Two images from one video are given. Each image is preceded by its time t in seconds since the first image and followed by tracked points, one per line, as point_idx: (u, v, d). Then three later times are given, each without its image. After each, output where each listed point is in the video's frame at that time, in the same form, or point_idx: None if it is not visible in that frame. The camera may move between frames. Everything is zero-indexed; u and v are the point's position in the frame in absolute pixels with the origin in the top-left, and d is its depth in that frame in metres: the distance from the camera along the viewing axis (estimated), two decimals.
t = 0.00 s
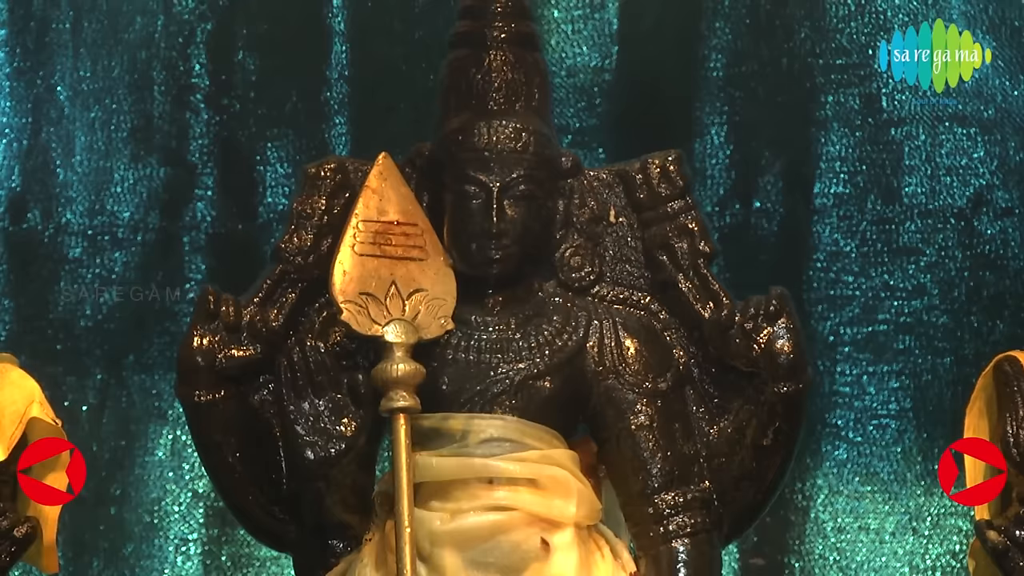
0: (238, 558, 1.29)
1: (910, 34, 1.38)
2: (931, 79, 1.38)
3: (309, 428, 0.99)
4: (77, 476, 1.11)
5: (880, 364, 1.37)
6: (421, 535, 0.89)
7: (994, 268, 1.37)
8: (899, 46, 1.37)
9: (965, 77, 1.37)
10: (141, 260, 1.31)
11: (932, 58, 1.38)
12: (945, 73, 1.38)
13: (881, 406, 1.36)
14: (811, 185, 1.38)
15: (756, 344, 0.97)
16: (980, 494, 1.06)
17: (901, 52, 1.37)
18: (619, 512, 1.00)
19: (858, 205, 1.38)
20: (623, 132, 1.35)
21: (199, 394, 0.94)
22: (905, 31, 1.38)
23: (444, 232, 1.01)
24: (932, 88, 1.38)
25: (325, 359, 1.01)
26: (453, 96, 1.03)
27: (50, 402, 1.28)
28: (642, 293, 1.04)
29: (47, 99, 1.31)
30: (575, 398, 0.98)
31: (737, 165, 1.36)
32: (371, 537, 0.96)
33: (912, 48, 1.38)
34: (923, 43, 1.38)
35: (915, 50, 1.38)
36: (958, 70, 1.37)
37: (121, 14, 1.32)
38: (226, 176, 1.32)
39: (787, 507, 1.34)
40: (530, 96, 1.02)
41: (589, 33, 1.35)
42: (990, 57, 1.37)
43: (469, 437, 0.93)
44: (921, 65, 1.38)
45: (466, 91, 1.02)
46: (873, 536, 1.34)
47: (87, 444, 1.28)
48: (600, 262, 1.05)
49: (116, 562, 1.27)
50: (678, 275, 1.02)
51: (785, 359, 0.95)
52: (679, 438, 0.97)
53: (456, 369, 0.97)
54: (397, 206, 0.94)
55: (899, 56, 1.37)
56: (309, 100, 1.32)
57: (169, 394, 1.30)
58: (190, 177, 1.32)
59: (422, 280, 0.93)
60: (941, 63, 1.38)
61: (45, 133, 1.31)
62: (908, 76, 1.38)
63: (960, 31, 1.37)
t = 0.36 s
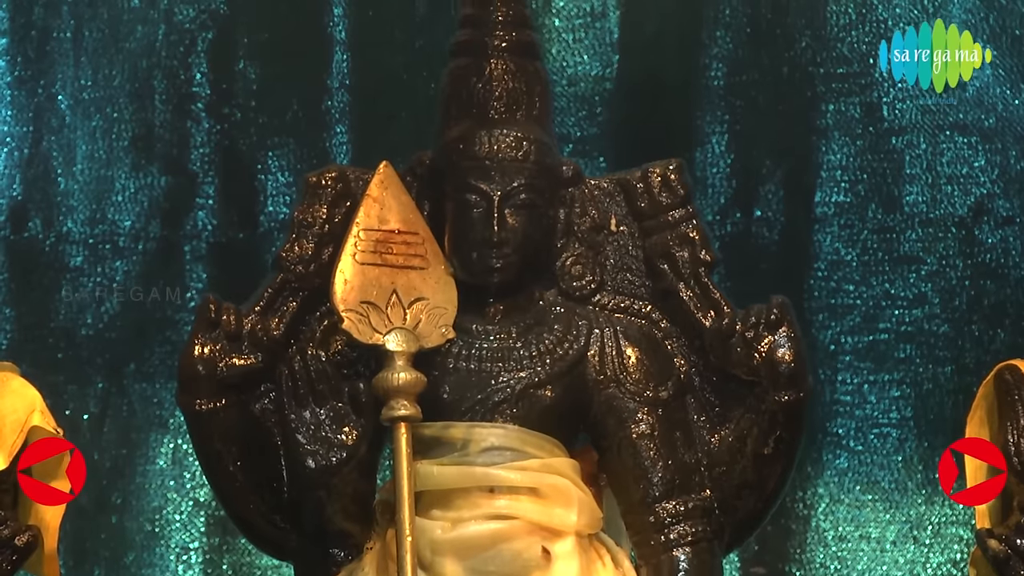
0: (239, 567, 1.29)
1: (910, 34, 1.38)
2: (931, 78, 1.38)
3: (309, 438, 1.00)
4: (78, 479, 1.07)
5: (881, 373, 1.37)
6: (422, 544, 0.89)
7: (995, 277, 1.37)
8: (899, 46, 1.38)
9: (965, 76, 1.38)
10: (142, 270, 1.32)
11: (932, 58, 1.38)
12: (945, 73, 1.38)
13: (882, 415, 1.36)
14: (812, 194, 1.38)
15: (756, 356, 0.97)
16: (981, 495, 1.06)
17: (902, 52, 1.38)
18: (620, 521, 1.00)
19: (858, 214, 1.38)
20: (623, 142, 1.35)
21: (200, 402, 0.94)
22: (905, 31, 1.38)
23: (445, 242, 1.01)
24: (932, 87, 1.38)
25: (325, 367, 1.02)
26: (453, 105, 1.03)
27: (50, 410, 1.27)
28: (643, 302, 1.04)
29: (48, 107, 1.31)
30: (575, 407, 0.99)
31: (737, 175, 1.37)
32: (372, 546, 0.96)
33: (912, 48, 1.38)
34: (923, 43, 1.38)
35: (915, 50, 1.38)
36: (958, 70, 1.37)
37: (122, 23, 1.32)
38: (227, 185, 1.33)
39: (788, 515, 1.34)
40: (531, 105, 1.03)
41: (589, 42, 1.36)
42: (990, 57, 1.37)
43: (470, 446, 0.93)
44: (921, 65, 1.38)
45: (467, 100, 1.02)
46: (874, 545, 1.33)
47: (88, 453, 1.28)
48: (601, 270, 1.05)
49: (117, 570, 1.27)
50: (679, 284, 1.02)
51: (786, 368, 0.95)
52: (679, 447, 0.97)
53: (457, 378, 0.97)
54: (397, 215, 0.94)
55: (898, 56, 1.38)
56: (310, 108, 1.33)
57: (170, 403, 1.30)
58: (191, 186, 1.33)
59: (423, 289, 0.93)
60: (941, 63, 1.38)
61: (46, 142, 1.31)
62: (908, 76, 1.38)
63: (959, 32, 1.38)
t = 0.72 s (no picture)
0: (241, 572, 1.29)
1: (910, 34, 1.38)
2: (930, 79, 1.39)
3: (311, 442, 0.99)
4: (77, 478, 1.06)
5: (884, 378, 1.37)
6: (424, 549, 0.89)
7: (996, 283, 1.37)
8: (899, 46, 1.38)
9: (966, 76, 1.38)
10: (144, 275, 1.31)
11: (932, 58, 1.39)
12: (945, 73, 1.38)
13: (885, 420, 1.36)
14: (814, 200, 1.38)
15: (760, 361, 0.96)
16: (981, 494, 1.05)
17: (902, 52, 1.38)
18: (622, 526, 1.01)
19: (861, 220, 1.38)
20: (625, 148, 1.36)
21: (202, 408, 0.94)
22: (905, 31, 1.38)
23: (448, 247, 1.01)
24: (932, 87, 1.39)
25: (326, 372, 1.02)
26: (456, 110, 1.03)
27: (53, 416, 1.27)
28: (645, 307, 1.05)
29: (50, 113, 1.32)
30: (577, 412, 0.98)
31: (739, 180, 1.37)
32: (374, 551, 0.97)
33: (911, 48, 1.38)
34: (923, 43, 1.39)
35: (915, 51, 1.38)
36: (958, 70, 1.38)
37: (124, 28, 1.33)
38: (229, 191, 1.33)
39: (790, 521, 1.34)
40: (533, 111, 1.03)
41: (592, 48, 1.36)
42: (990, 57, 1.38)
43: (472, 451, 0.93)
44: (921, 66, 1.38)
45: (471, 105, 1.02)
46: (877, 550, 1.33)
47: (90, 459, 1.28)
48: (604, 276, 1.06)
49: None
50: (681, 290, 1.02)
51: (789, 373, 0.95)
52: (681, 453, 0.97)
53: (459, 384, 0.97)
54: (400, 221, 0.94)
55: (899, 57, 1.38)
56: (312, 115, 1.33)
57: (172, 408, 1.31)
58: (193, 191, 1.33)
59: (425, 294, 0.94)
60: (941, 63, 1.38)
61: (48, 148, 1.32)
62: (908, 76, 1.38)
63: (960, 31, 1.38)
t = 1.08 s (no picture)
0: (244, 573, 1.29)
1: (910, 33, 1.38)
2: (930, 78, 1.38)
3: (315, 444, 0.99)
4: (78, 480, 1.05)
5: (887, 380, 1.37)
6: (429, 550, 0.89)
7: (1001, 284, 1.37)
8: (899, 46, 1.38)
9: (965, 76, 1.38)
10: (148, 276, 1.32)
11: (932, 58, 1.39)
12: (945, 73, 1.38)
13: (889, 422, 1.36)
14: (818, 201, 1.38)
15: (764, 363, 0.96)
16: (981, 494, 1.07)
17: (901, 52, 1.38)
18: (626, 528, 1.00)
19: (865, 221, 1.38)
20: (629, 149, 1.36)
21: (207, 409, 0.94)
22: (905, 31, 1.38)
23: (452, 248, 1.01)
24: (932, 87, 1.38)
25: (331, 373, 1.02)
26: (459, 112, 1.03)
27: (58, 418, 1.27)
28: (650, 309, 1.05)
29: (54, 114, 1.32)
30: (581, 414, 0.98)
31: (743, 182, 1.37)
32: (378, 552, 0.96)
33: (911, 48, 1.38)
34: (923, 43, 1.39)
35: (915, 51, 1.38)
36: (958, 70, 1.38)
37: (129, 29, 1.33)
38: (234, 193, 1.33)
39: (794, 522, 1.33)
40: (537, 112, 1.03)
41: (596, 49, 1.36)
42: (990, 57, 1.37)
43: (476, 453, 0.93)
44: (921, 65, 1.38)
45: (476, 107, 1.02)
46: (881, 552, 1.32)
47: (95, 461, 1.28)
48: (608, 277, 1.06)
49: None
50: (685, 291, 1.02)
51: (792, 374, 0.95)
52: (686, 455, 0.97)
53: (463, 386, 0.97)
54: (404, 223, 0.95)
55: (898, 56, 1.38)
56: (316, 117, 1.34)
57: (177, 410, 1.31)
58: (198, 193, 1.33)
59: (429, 296, 0.94)
60: (940, 63, 1.39)
61: (52, 149, 1.31)
62: (907, 75, 1.38)
63: (960, 31, 1.38)
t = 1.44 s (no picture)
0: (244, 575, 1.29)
1: (910, 34, 1.39)
2: (930, 79, 1.39)
3: (314, 446, 0.98)
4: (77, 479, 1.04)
5: (887, 381, 1.37)
6: (428, 551, 0.89)
7: (1001, 286, 1.36)
8: (899, 47, 1.38)
9: (965, 76, 1.38)
10: (147, 277, 1.32)
11: (932, 58, 1.39)
12: (945, 73, 1.39)
13: (888, 424, 1.36)
14: (818, 203, 1.38)
15: (763, 364, 0.97)
16: (981, 494, 1.07)
17: (901, 52, 1.38)
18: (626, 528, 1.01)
19: (864, 223, 1.38)
20: (628, 151, 1.36)
21: (205, 411, 0.95)
22: (905, 31, 1.39)
23: (451, 249, 1.01)
24: (932, 87, 1.38)
25: (329, 375, 1.00)
26: (458, 113, 1.03)
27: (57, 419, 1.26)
28: (649, 310, 1.05)
29: (53, 116, 1.32)
30: (580, 416, 0.99)
31: (743, 183, 1.37)
32: (377, 554, 0.97)
33: (911, 48, 1.38)
34: (923, 44, 1.39)
35: (915, 51, 1.38)
36: (958, 70, 1.38)
37: (129, 31, 1.33)
38: (233, 195, 1.33)
39: (792, 523, 1.33)
40: (537, 113, 1.03)
41: (595, 51, 1.36)
42: (990, 57, 1.38)
43: (476, 454, 0.93)
44: (921, 65, 1.38)
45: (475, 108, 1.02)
46: (881, 554, 1.32)
47: (95, 462, 1.28)
48: (607, 279, 1.06)
49: None
50: (685, 293, 1.02)
51: (791, 376, 0.95)
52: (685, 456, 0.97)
53: (462, 387, 0.98)
54: (403, 224, 0.95)
55: (898, 56, 1.38)
56: (316, 118, 1.34)
57: (176, 411, 1.31)
58: (197, 194, 1.33)
59: (428, 297, 0.94)
60: (940, 63, 1.39)
61: (52, 151, 1.31)
62: (908, 75, 1.38)
63: (960, 32, 1.38)
